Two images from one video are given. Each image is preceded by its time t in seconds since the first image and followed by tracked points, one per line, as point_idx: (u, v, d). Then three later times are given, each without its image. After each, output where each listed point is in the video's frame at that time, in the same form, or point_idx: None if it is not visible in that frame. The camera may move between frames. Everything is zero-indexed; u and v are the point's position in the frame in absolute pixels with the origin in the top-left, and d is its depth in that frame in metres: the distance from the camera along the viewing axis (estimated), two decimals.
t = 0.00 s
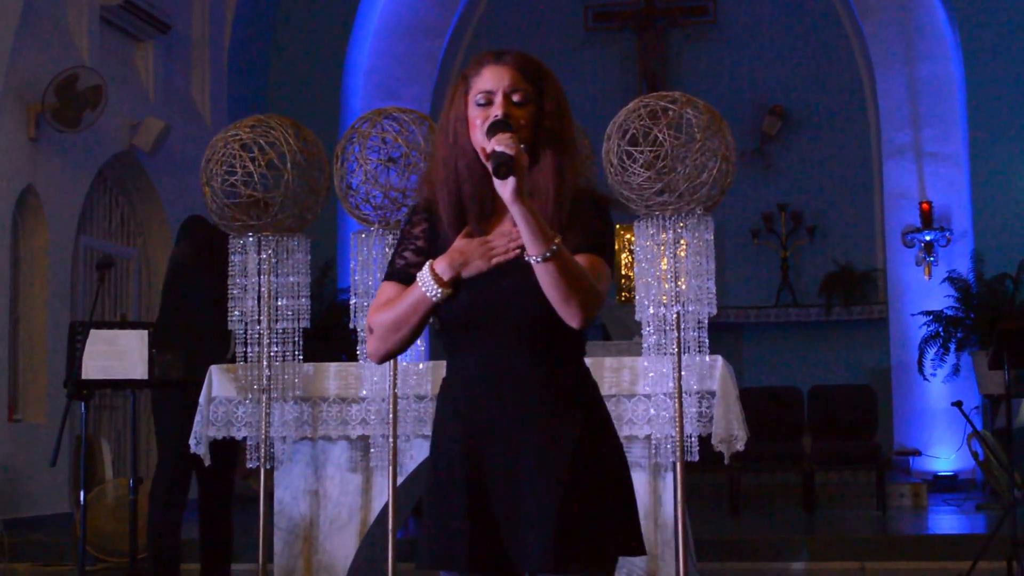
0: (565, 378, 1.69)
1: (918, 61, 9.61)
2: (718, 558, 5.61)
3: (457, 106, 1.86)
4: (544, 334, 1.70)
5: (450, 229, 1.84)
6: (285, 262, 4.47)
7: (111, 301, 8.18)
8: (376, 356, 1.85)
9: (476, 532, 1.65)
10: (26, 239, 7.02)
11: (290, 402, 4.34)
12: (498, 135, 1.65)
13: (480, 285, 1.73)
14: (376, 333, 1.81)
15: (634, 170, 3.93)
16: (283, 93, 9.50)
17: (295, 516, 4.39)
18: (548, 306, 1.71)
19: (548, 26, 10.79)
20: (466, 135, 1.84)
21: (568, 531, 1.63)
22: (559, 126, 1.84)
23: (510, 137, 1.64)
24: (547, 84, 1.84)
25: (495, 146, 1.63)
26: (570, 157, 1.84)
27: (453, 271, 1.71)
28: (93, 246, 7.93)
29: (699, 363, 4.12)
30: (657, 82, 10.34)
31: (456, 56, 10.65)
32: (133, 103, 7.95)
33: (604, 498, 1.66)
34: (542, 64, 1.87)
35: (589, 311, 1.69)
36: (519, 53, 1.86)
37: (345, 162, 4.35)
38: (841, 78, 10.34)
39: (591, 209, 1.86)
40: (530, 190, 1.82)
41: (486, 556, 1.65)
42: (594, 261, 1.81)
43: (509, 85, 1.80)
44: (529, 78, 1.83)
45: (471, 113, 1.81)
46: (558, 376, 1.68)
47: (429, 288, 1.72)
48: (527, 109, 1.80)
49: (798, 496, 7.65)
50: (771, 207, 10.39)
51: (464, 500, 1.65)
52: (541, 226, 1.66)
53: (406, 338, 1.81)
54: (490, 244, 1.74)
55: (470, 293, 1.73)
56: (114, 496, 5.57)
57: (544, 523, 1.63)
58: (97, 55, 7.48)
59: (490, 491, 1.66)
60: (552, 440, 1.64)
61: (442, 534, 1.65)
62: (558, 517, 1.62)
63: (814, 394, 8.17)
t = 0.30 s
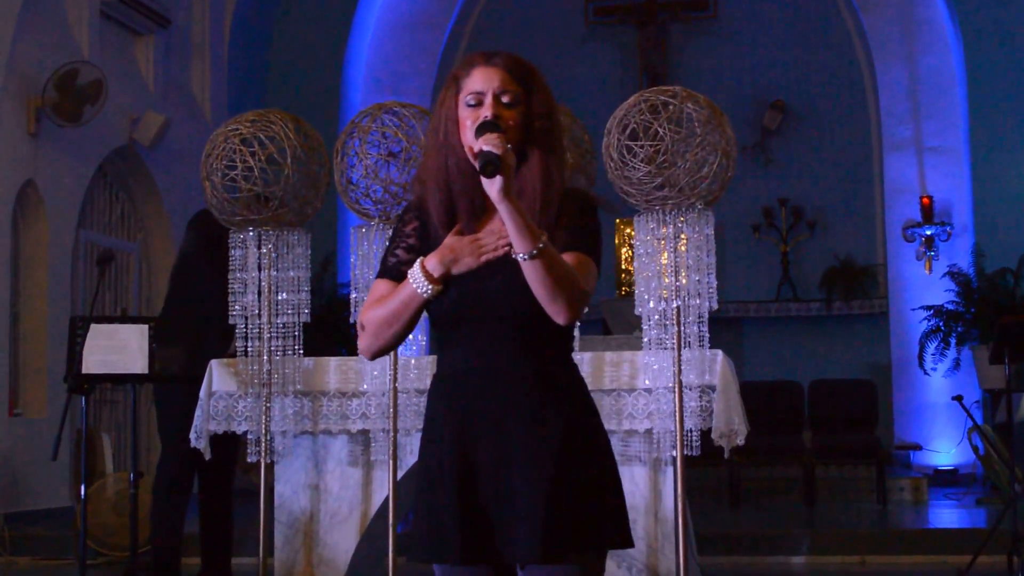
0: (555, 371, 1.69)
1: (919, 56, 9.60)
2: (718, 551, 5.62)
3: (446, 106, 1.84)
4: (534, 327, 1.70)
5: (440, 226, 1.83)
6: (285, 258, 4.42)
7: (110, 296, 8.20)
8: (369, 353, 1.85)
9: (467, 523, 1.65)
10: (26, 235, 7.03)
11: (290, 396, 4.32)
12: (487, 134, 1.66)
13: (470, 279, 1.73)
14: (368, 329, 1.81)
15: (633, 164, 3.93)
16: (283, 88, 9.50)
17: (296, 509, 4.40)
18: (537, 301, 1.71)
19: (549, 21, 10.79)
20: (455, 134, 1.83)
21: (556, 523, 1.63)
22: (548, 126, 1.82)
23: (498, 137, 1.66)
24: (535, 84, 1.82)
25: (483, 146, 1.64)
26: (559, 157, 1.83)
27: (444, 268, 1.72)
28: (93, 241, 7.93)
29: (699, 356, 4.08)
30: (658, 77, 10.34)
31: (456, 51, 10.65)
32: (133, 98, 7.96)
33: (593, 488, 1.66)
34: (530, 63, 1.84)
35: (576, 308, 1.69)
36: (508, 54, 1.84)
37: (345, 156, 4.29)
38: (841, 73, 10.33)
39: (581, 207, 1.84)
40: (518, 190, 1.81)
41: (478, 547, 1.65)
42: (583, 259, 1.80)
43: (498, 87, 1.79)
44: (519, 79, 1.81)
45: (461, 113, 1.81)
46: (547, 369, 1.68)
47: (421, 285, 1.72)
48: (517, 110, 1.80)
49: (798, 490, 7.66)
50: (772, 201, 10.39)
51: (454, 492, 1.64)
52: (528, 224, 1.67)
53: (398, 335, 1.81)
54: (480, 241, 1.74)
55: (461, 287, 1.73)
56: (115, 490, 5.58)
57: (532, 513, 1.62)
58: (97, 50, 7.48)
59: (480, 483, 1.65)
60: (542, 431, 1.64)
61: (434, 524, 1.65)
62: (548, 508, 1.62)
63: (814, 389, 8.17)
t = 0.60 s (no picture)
0: (549, 364, 1.67)
1: (919, 51, 9.59)
2: (718, 543, 5.63)
3: (443, 102, 1.82)
4: (529, 322, 1.67)
5: (436, 221, 1.80)
6: (285, 252, 4.40)
7: (110, 291, 8.20)
8: (366, 347, 1.82)
9: (462, 515, 1.63)
10: (26, 229, 7.03)
11: (290, 391, 4.30)
12: (486, 130, 1.63)
13: (463, 273, 1.70)
14: (364, 325, 1.78)
15: (634, 158, 3.93)
16: (284, 84, 9.50)
17: (297, 504, 4.42)
18: (532, 296, 1.68)
19: (549, 17, 10.79)
20: (451, 131, 1.80)
21: (550, 514, 1.61)
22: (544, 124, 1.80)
23: (496, 134, 1.62)
24: (531, 82, 1.79)
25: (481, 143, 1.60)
26: (555, 155, 1.82)
27: (440, 263, 1.68)
28: (93, 236, 7.93)
29: (699, 350, 4.05)
30: (658, 72, 10.33)
31: (456, 46, 10.64)
32: (133, 93, 7.96)
33: (588, 480, 1.65)
34: (526, 63, 1.81)
35: (571, 303, 1.66)
36: (504, 53, 1.81)
37: (345, 151, 4.29)
38: (841, 68, 10.33)
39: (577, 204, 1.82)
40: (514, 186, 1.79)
41: (472, 537, 1.63)
42: (578, 255, 1.78)
43: (496, 84, 1.76)
44: (516, 77, 1.79)
45: (458, 110, 1.77)
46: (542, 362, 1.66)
47: (417, 280, 1.69)
48: (513, 109, 1.77)
49: (799, 484, 7.65)
50: (772, 196, 10.39)
51: (448, 484, 1.63)
52: (525, 220, 1.64)
53: (396, 330, 1.78)
54: (476, 236, 1.70)
55: (456, 283, 1.69)
56: (115, 484, 5.58)
57: (525, 503, 1.60)
58: (97, 45, 7.47)
59: (474, 475, 1.63)
60: (537, 421, 1.62)
61: (428, 515, 1.63)
62: (542, 500, 1.60)
63: (815, 384, 8.16)
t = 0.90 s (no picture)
0: (549, 360, 1.67)
1: (920, 47, 9.59)
2: (720, 541, 5.64)
3: (443, 100, 1.82)
4: (531, 319, 1.68)
5: (436, 218, 1.80)
6: (286, 248, 4.41)
7: (111, 287, 8.21)
8: (364, 345, 1.81)
9: (462, 511, 1.63)
10: (26, 227, 7.03)
11: (291, 387, 4.32)
12: (488, 129, 1.63)
13: (465, 269, 1.70)
14: (364, 322, 1.77)
15: (634, 154, 3.93)
16: (283, 80, 9.50)
17: (297, 500, 4.41)
18: (533, 293, 1.68)
19: (549, 13, 10.79)
20: (451, 128, 1.80)
21: (551, 512, 1.61)
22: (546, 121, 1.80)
23: (499, 131, 1.62)
24: (532, 81, 1.80)
25: (485, 141, 1.60)
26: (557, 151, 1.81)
27: (441, 260, 1.67)
28: (94, 233, 7.93)
29: (700, 347, 4.05)
30: (657, 68, 10.33)
31: (456, 43, 10.66)
32: (133, 89, 7.96)
33: (587, 475, 1.64)
34: (527, 59, 1.82)
35: (573, 301, 1.66)
36: (505, 49, 1.81)
37: (345, 147, 4.27)
38: (841, 64, 10.33)
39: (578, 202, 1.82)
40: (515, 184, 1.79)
41: (473, 533, 1.63)
42: (579, 252, 1.77)
43: (496, 81, 1.76)
44: (517, 74, 1.79)
45: (459, 107, 1.77)
46: (543, 358, 1.66)
47: (417, 277, 1.68)
48: (514, 107, 1.77)
49: (799, 481, 7.66)
50: (772, 192, 10.39)
51: (450, 479, 1.63)
52: (528, 219, 1.63)
53: (395, 327, 1.77)
54: (476, 233, 1.70)
55: (456, 280, 1.69)
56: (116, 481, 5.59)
57: (526, 499, 1.60)
58: (97, 41, 7.47)
59: (475, 469, 1.63)
60: (537, 418, 1.62)
61: (429, 510, 1.64)
62: (542, 496, 1.60)
63: (816, 380, 8.17)
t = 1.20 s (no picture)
0: (552, 358, 1.66)
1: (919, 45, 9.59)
2: (719, 539, 5.66)
3: (451, 96, 1.79)
4: (536, 317, 1.67)
5: (444, 215, 1.77)
6: (285, 246, 4.42)
7: (111, 285, 8.21)
8: (368, 342, 1.79)
9: (465, 508, 1.62)
10: (26, 224, 7.03)
11: (290, 385, 4.32)
12: (500, 125, 1.59)
13: (471, 266, 1.68)
14: (369, 317, 1.75)
15: (633, 152, 3.93)
16: (283, 77, 9.50)
17: (296, 498, 4.41)
18: (539, 291, 1.67)
19: (548, 11, 10.80)
20: (461, 124, 1.77)
21: (554, 509, 1.60)
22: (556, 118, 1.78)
23: (511, 128, 1.59)
24: (543, 78, 1.76)
25: (497, 137, 1.57)
26: (567, 148, 1.79)
27: (448, 258, 1.65)
28: (94, 230, 7.94)
29: (699, 346, 4.06)
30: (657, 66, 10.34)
31: (455, 41, 10.67)
32: (132, 86, 7.95)
33: (589, 473, 1.64)
34: (536, 55, 1.79)
35: (581, 300, 1.65)
36: (515, 44, 1.78)
37: (345, 145, 4.27)
38: (840, 61, 10.34)
39: (584, 201, 1.82)
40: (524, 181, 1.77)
41: (476, 532, 1.62)
42: (586, 251, 1.77)
43: (507, 77, 1.74)
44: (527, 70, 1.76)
45: (468, 104, 1.75)
46: (546, 355, 1.66)
47: (424, 273, 1.66)
48: (525, 103, 1.74)
49: (798, 479, 7.68)
50: (771, 190, 10.40)
51: (453, 475, 1.62)
52: (538, 217, 1.61)
53: (400, 325, 1.75)
54: (484, 231, 1.67)
55: (462, 277, 1.68)
56: (116, 479, 5.59)
57: (529, 499, 1.59)
58: (96, 38, 7.46)
59: (479, 466, 1.62)
60: (539, 416, 1.62)
61: (432, 507, 1.63)
62: (544, 494, 1.59)
63: (815, 378, 8.18)
